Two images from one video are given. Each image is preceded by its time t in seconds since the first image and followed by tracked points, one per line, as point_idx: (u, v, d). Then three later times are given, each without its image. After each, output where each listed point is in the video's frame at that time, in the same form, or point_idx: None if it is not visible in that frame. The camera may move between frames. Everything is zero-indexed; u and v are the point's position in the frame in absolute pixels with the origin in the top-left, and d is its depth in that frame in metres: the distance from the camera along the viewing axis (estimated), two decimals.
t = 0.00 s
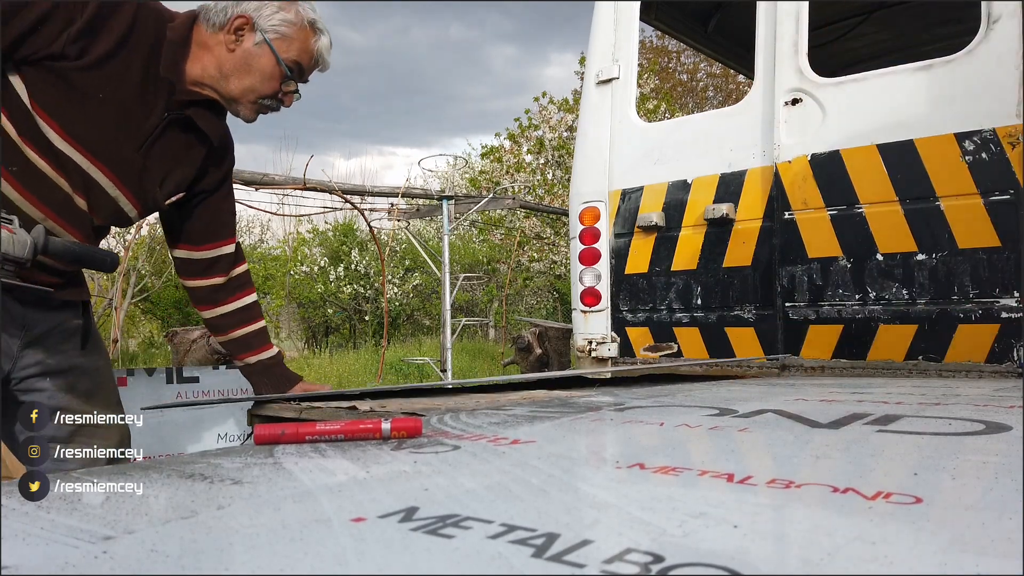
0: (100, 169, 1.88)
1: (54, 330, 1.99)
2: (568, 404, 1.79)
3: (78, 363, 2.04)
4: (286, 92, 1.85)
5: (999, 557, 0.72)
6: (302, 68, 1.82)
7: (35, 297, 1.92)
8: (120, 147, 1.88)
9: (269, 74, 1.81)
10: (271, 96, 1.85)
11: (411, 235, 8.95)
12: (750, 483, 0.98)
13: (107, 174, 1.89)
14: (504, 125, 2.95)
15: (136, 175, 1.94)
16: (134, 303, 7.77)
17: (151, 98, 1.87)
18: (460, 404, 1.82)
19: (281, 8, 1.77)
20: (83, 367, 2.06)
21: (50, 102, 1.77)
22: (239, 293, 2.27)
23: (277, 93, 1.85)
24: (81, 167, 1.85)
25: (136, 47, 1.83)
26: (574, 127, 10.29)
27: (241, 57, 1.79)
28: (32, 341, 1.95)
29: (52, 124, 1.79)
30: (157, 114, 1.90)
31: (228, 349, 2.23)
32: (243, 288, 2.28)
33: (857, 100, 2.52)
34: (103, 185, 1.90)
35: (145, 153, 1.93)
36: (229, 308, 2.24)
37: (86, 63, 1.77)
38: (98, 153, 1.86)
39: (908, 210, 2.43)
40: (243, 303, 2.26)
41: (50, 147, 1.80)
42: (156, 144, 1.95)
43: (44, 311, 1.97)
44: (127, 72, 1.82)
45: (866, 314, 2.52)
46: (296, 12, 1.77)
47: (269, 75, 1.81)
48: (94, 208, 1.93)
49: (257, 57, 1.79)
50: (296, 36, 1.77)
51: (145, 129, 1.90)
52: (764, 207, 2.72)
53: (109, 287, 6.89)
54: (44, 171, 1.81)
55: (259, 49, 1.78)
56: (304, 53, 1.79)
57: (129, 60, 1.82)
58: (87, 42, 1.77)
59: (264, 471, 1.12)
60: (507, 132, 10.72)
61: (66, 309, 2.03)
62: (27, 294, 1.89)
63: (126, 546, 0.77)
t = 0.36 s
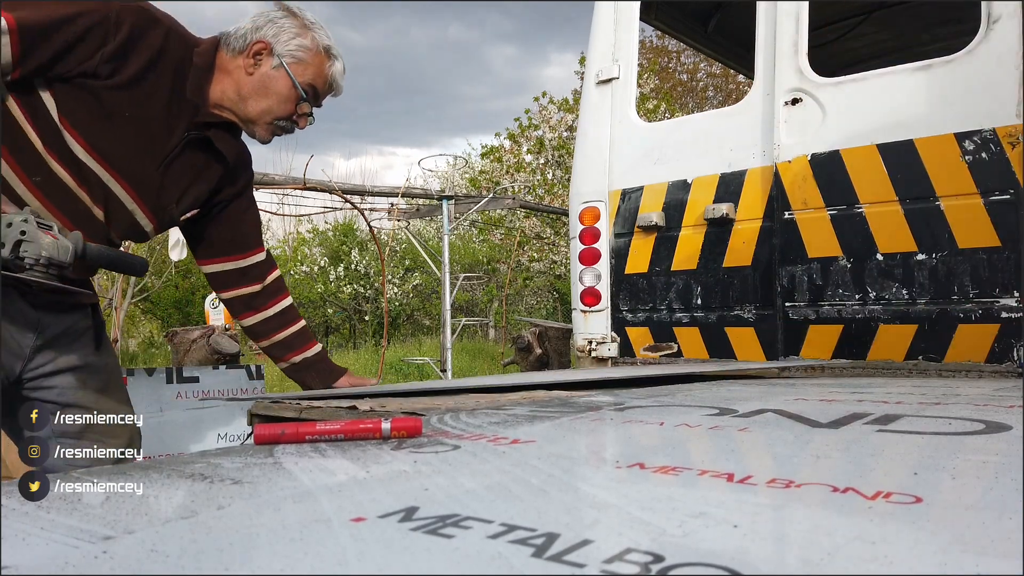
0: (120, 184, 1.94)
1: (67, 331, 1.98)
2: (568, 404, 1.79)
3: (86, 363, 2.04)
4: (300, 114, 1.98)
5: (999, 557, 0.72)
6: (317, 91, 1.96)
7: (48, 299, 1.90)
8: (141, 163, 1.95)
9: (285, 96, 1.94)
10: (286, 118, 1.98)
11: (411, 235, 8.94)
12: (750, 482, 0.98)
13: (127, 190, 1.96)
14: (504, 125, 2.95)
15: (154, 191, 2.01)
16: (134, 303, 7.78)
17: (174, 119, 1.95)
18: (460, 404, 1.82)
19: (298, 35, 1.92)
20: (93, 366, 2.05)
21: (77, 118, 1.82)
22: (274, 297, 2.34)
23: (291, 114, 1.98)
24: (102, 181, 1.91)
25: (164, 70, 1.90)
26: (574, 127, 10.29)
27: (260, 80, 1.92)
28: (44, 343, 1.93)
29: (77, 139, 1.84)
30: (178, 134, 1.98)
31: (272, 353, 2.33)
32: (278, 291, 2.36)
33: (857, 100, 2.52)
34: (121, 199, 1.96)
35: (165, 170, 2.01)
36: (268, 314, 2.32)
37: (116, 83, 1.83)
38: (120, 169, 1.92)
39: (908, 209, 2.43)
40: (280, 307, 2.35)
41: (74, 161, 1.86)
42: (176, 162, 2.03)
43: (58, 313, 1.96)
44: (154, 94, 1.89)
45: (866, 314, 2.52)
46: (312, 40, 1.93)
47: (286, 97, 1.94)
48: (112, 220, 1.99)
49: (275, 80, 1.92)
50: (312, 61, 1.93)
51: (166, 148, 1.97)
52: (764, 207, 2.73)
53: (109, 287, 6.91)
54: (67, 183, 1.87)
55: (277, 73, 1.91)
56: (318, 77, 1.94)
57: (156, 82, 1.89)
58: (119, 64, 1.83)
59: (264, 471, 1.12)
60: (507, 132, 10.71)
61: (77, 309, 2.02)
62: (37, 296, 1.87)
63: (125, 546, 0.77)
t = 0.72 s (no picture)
0: (135, 189, 1.96)
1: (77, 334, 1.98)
2: (568, 405, 1.79)
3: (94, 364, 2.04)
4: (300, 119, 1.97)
5: (999, 557, 0.72)
6: (318, 97, 1.94)
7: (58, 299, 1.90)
8: (155, 168, 1.96)
9: (284, 100, 1.92)
10: (285, 122, 1.96)
11: (411, 235, 8.94)
12: (749, 483, 0.98)
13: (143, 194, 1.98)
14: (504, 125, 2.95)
15: (168, 195, 2.02)
16: (134, 303, 7.79)
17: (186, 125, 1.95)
18: (460, 404, 1.82)
19: (302, 41, 1.91)
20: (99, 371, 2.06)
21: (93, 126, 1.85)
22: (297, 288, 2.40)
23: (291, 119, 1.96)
24: (119, 186, 1.93)
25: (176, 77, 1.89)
26: (574, 127, 10.29)
27: (261, 84, 1.91)
28: (56, 345, 1.94)
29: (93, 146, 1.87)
30: (191, 139, 1.98)
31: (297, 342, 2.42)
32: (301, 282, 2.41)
33: (857, 100, 2.52)
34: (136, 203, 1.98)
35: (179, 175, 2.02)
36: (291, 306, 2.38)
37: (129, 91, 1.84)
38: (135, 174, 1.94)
39: (908, 210, 2.43)
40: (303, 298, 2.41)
41: (90, 166, 1.88)
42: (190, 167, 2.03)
43: (71, 315, 1.95)
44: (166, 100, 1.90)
45: (866, 314, 2.52)
46: (316, 46, 1.91)
47: (285, 101, 1.92)
48: (130, 225, 2.01)
49: (274, 83, 1.90)
50: (314, 67, 1.91)
51: (179, 153, 1.98)
52: (764, 207, 2.73)
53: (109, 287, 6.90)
54: (84, 188, 1.89)
55: (278, 78, 1.90)
56: (320, 84, 1.93)
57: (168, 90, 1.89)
58: (131, 72, 1.84)
59: (264, 471, 1.12)
60: (507, 132, 10.71)
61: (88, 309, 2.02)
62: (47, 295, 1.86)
63: (125, 546, 0.77)
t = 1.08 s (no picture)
0: (131, 173, 1.88)
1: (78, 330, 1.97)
2: (569, 405, 1.79)
3: (93, 362, 2.03)
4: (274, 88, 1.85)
5: (999, 557, 0.72)
6: (293, 68, 1.81)
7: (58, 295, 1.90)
8: (148, 150, 1.89)
9: (257, 66, 1.81)
10: (258, 89, 1.84)
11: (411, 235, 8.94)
12: (750, 483, 0.98)
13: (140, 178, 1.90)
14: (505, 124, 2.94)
15: (163, 176, 1.95)
16: (134, 303, 7.79)
17: (173, 100, 1.88)
18: (460, 404, 1.82)
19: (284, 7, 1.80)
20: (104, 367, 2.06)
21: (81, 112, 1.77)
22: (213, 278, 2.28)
23: (264, 88, 1.85)
24: (113, 171, 1.85)
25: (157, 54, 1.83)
26: (574, 127, 10.29)
27: (235, 47, 1.81)
28: (58, 341, 1.93)
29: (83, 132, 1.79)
30: (178, 115, 1.91)
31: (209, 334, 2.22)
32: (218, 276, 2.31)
33: (857, 100, 2.53)
34: (133, 188, 1.90)
35: (171, 155, 1.95)
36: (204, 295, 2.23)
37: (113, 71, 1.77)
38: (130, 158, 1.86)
39: (908, 210, 2.43)
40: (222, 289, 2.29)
41: (81, 152, 1.80)
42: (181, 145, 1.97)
43: (73, 312, 1.95)
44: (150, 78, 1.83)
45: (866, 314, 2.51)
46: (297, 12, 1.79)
47: (258, 67, 1.81)
48: (129, 212, 1.93)
49: (249, 47, 1.80)
50: (292, 35, 1.79)
51: (169, 131, 1.91)
52: (764, 207, 2.73)
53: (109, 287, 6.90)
54: (78, 177, 1.81)
55: (254, 41, 1.80)
56: (298, 54, 1.80)
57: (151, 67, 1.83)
58: (112, 50, 1.77)
59: (264, 471, 1.12)
60: (507, 132, 10.70)
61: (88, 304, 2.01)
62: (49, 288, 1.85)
63: (125, 546, 0.78)
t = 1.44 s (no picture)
0: (92, 158, 1.86)
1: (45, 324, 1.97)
2: (569, 405, 1.80)
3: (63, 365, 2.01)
4: (244, 75, 1.81)
5: (998, 557, 0.72)
6: (263, 54, 1.77)
7: (24, 288, 1.90)
8: (110, 134, 1.87)
9: (226, 50, 1.76)
10: (227, 75, 1.80)
11: (411, 235, 8.94)
12: (750, 483, 0.98)
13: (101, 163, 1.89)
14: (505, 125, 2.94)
15: (126, 162, 1.94)
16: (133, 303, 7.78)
17: (138, 84, 1.86)
18: (460, 404, 1.83)
19: None
20: (76, 364, 2.04)
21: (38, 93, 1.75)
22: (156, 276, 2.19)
23: (234, 74, 1.80)
24: (73, 155, 1.83)
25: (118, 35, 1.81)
26: (574, 127, 10.29)
27: (204, 31, 1.76)
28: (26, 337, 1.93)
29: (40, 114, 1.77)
30: (144, 100, 1.90)
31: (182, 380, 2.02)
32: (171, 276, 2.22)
33: (857, 100, 2.53)
34: (94, 173, 1.88)
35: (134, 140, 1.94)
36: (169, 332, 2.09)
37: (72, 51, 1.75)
38: (90, 141, 1.84)
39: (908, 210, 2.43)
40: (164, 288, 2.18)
41: (39, 135, 1.77)
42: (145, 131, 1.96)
43: (38, 308, 1.95)
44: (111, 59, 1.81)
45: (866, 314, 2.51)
46: None
47: (226, 51, 1.76)
48: (92, 197, 1.92)
49: (217, 30, 1.75)
50: (263, 19, 1.74)
51: (133, 115, 1.90)
52: (764, 207, 2.73)
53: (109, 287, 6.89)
54: (37, 161, 1.78)
55: (223, 25, 1.74)
56: (269, 39, 1.75)
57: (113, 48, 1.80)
58: (69, 30, 1.76)
59: (264, 471, 1.12)
60: (507, 132, 10.71)
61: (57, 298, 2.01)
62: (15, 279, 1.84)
63: (125, 546, 0.78)
